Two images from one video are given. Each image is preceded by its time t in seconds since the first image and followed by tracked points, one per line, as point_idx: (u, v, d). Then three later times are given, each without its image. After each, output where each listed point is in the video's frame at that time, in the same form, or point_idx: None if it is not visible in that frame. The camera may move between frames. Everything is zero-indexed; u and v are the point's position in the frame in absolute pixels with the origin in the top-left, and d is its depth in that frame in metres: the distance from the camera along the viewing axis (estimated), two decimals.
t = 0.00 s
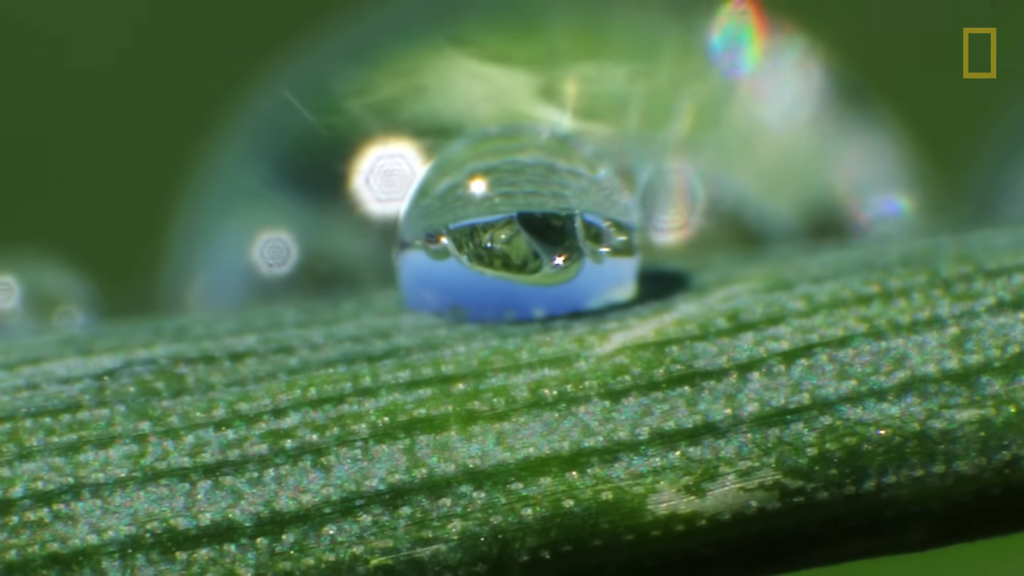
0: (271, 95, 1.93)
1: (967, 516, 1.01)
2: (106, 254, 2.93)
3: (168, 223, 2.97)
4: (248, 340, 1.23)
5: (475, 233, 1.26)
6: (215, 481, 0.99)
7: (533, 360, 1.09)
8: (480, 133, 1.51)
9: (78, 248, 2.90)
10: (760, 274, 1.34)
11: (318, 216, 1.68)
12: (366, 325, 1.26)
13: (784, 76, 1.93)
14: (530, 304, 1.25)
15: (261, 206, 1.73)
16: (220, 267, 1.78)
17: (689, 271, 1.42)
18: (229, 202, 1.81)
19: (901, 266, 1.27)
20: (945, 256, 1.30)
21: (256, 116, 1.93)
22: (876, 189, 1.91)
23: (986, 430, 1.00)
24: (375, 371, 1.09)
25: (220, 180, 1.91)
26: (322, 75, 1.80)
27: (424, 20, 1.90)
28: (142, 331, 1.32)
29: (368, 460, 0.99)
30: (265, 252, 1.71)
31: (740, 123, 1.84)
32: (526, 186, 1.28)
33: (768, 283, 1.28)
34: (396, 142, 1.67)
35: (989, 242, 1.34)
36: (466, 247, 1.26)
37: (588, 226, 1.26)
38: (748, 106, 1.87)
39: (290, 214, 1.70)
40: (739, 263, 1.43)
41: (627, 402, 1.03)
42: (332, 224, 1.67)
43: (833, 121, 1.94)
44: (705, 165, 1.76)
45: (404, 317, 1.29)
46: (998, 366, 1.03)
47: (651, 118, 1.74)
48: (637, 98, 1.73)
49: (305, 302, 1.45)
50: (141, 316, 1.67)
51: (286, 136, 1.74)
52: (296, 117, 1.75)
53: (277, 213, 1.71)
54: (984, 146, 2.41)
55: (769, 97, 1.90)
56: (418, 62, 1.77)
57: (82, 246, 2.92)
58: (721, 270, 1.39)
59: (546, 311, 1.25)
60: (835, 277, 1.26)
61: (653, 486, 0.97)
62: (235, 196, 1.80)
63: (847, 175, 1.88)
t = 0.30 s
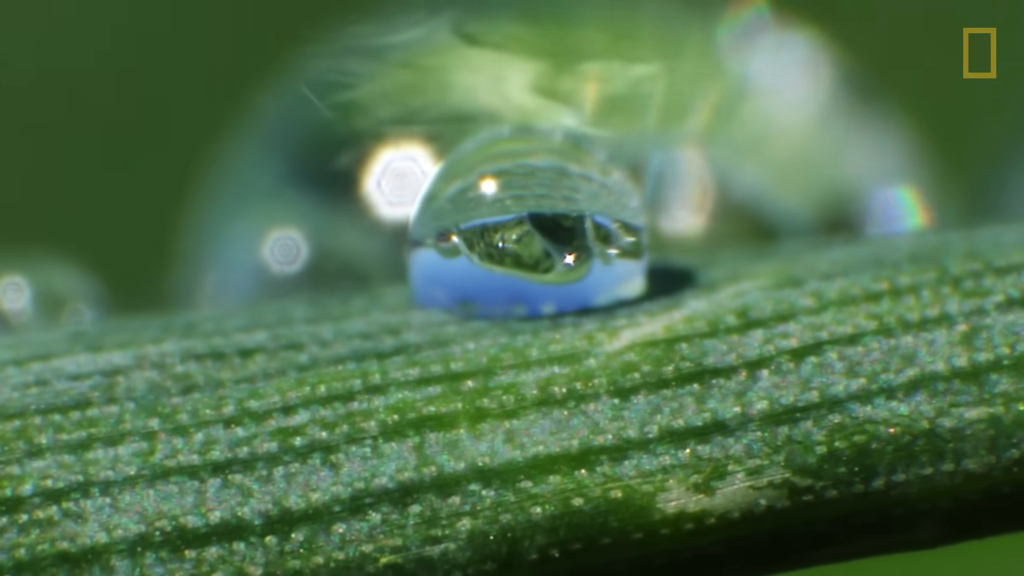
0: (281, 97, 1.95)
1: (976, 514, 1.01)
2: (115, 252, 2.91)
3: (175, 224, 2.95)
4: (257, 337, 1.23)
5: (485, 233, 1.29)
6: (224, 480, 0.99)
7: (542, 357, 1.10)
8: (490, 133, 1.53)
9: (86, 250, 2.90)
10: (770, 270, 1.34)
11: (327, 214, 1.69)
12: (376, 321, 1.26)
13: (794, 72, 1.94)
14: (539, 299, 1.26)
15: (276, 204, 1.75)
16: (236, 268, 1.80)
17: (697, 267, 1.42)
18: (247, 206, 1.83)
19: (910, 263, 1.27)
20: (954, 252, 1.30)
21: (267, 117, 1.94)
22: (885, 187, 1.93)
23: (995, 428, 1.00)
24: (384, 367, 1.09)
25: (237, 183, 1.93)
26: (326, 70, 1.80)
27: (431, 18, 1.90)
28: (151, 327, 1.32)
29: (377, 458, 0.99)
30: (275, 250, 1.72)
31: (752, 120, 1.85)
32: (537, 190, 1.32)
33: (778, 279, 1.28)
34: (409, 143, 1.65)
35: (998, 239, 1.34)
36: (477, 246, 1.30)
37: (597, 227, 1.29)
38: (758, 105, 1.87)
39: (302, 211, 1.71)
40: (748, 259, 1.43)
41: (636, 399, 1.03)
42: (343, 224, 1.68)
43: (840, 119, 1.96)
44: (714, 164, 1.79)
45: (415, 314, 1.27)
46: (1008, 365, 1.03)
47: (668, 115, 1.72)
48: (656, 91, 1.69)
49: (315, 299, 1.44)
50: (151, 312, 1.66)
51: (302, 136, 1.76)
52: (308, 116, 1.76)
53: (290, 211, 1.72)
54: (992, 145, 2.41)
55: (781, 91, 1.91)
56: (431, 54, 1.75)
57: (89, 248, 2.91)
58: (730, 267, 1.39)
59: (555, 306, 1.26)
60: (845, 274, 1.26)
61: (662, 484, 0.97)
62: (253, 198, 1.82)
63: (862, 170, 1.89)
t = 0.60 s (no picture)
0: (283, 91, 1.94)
1: (986, 513, 1.00)
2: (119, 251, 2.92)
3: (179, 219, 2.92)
4: (266, 334, 1.23)
5: (496, 234, 1.32)
6: (233, 478, 0.99)
7: (552, 354, 1.09)
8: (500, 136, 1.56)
9: (93, 250, 2.87)
10: (780, 268, 1.33)
11: (337, 214, 1.74)
12: (385, 318, 1.25)
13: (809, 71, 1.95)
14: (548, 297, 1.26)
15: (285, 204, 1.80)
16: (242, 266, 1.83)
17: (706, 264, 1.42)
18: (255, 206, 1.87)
19: (919, 261, 1.27)
20: (964, 250, 1.30)
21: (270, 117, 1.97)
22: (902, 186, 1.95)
23: (1005, 426, 0.99)
24: (393, 365, 1.09)
25: (243, 183, 1.97)
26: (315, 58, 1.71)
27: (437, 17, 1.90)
28: (160, 324, 1.32)
29: (387, 457, 0.99)
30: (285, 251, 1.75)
31: (766, 120, 1.86)
32: (548, 195, 1.34)
33: (787, 277, 1.28)
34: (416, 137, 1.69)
35: (1009, 237, 1.34)
36: (488, 245, 1.32)
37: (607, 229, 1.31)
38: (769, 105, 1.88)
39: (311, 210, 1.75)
40: (757, 256, 1.43)
41: (646, 397, 1.03)
42: (352, 224, 1.74)
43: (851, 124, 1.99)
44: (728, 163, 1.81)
45: (422, 310, 1.26)
46: (1017, 363, 1.03)
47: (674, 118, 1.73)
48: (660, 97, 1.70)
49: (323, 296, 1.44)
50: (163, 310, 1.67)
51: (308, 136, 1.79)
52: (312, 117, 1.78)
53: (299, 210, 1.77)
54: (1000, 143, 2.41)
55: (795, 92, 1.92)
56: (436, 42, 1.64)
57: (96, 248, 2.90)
58: (740, 265, 1.39)
59: (565, 303, 1.26)
60: (854, 271, 1.26)
61: (671, 483, 0.98)
62: (261, 197, 1.87)
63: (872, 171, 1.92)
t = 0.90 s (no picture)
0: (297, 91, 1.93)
1: (997, 510, 1.01)
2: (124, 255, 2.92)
3: (189, 221, 2.93)
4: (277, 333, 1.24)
5: (508, 234, 1.31)
6: (244, 475, 0.99)
7: (562, 353, 1.10)
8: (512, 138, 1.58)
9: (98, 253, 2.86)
10: (791, 266, 1.33)
11: (348, 215, 1.77)
12: (396, 317, 1.26)
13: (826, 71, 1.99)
14: (560, 293, 1.27)
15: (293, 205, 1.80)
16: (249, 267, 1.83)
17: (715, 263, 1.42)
18: (264, 205, 1.86)
19: (930, 258, 1.27)
20: (974, 248, 1.30)
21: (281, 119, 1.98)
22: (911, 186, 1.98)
23: (1015, 424, 1.00)
24: (404, 363, 1.10)
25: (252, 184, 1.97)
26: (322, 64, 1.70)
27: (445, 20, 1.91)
28: (170, 323, 1.33)
29: (397, 454, 0.99)
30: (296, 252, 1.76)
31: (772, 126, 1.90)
32: (559, 200, 1.32)
33: (797, 275, 1.29)
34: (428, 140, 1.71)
35: (1019, 234, 1.34)
36: (499, 244, 1.31)
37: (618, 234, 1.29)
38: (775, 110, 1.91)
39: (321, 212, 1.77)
40: (767, 255, 1.44)
41: (656, 395, 1.03)
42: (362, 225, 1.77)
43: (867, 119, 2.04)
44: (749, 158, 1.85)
45: (433, 309, 1.30)
46: None
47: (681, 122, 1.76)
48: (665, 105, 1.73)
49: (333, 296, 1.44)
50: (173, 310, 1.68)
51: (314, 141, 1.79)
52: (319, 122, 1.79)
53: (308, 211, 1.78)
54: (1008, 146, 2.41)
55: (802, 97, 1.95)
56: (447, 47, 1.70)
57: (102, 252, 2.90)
58: (750, 263, 1.40)
59: (577, 299, 1.27)
60: (865, 269, 1.27)
61: (682, 480, 0.97)
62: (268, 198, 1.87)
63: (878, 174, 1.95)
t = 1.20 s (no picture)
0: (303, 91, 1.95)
1: (1008, 508, 1.00)
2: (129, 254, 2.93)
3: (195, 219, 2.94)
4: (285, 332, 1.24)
5: (518, 236, 1.31)
6: (253, 474, 0.99)
7: (572, 351, 1.10)
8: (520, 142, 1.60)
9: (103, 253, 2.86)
10: (800, 265, 1.33)
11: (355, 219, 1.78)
12: (404, 316, 1.26)
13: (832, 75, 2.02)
14: (570, 291, 1.28)
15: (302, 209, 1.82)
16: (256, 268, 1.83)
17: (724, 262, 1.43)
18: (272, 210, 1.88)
19: (939, 257, 1.27)
20: (983, 247, 1.30)
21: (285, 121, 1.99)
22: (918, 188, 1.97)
23: None
24: (413, 362, 1.10)
25: (259, 187, 1.99)
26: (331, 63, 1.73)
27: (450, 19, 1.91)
28: (178, 322, 1.33)
29: (407, 453, 0.99)
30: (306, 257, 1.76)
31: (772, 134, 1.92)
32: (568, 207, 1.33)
33: (806, 274, 1.29)
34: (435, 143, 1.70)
35: None
36: (508, 247, 1.31)
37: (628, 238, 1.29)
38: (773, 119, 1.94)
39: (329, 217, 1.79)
40: (775, 255, 1.44)
41: (666, 394, 1.04)
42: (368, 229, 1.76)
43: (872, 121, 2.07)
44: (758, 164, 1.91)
45: (442, 308, 1.30)
46: None
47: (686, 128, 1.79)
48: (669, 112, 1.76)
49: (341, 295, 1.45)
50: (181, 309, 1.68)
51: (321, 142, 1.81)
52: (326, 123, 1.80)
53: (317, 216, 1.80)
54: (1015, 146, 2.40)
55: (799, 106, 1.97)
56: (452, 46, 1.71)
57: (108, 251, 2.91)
58: (759, 262, 1.40)
59: (587, 297, 1.28)
60: (874, 268, 1.27)
61: (691, 478, 0.97)
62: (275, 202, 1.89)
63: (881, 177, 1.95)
